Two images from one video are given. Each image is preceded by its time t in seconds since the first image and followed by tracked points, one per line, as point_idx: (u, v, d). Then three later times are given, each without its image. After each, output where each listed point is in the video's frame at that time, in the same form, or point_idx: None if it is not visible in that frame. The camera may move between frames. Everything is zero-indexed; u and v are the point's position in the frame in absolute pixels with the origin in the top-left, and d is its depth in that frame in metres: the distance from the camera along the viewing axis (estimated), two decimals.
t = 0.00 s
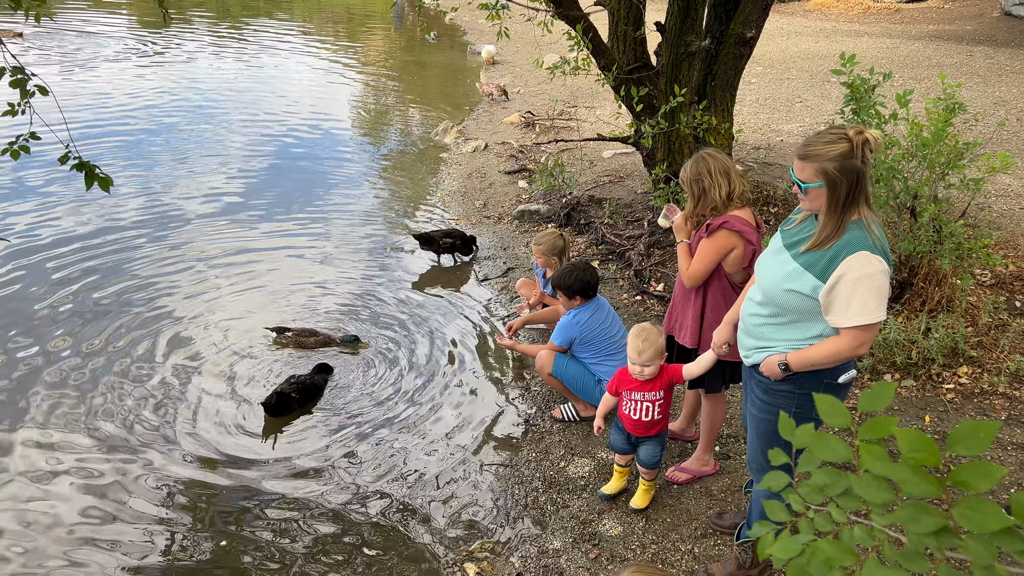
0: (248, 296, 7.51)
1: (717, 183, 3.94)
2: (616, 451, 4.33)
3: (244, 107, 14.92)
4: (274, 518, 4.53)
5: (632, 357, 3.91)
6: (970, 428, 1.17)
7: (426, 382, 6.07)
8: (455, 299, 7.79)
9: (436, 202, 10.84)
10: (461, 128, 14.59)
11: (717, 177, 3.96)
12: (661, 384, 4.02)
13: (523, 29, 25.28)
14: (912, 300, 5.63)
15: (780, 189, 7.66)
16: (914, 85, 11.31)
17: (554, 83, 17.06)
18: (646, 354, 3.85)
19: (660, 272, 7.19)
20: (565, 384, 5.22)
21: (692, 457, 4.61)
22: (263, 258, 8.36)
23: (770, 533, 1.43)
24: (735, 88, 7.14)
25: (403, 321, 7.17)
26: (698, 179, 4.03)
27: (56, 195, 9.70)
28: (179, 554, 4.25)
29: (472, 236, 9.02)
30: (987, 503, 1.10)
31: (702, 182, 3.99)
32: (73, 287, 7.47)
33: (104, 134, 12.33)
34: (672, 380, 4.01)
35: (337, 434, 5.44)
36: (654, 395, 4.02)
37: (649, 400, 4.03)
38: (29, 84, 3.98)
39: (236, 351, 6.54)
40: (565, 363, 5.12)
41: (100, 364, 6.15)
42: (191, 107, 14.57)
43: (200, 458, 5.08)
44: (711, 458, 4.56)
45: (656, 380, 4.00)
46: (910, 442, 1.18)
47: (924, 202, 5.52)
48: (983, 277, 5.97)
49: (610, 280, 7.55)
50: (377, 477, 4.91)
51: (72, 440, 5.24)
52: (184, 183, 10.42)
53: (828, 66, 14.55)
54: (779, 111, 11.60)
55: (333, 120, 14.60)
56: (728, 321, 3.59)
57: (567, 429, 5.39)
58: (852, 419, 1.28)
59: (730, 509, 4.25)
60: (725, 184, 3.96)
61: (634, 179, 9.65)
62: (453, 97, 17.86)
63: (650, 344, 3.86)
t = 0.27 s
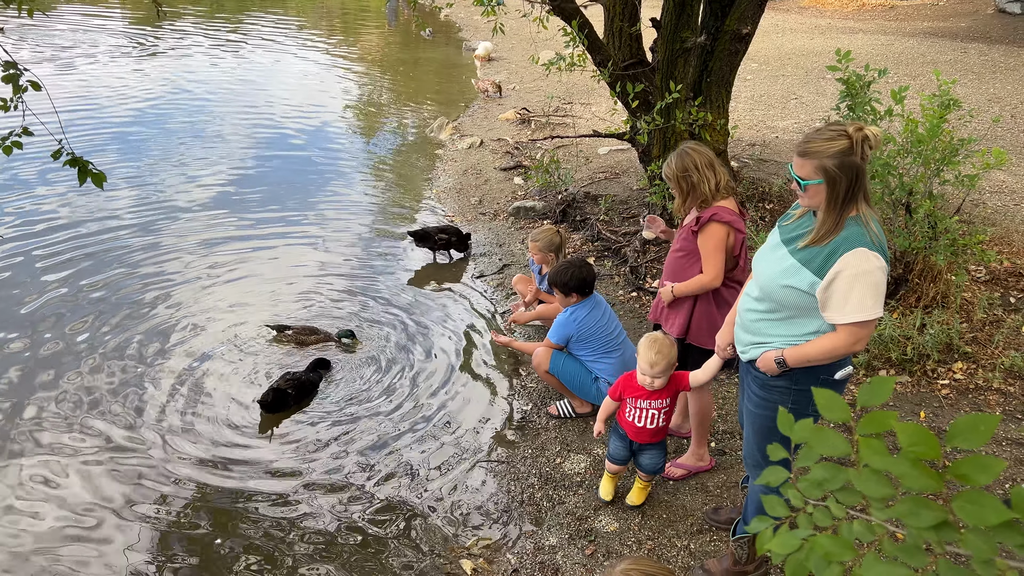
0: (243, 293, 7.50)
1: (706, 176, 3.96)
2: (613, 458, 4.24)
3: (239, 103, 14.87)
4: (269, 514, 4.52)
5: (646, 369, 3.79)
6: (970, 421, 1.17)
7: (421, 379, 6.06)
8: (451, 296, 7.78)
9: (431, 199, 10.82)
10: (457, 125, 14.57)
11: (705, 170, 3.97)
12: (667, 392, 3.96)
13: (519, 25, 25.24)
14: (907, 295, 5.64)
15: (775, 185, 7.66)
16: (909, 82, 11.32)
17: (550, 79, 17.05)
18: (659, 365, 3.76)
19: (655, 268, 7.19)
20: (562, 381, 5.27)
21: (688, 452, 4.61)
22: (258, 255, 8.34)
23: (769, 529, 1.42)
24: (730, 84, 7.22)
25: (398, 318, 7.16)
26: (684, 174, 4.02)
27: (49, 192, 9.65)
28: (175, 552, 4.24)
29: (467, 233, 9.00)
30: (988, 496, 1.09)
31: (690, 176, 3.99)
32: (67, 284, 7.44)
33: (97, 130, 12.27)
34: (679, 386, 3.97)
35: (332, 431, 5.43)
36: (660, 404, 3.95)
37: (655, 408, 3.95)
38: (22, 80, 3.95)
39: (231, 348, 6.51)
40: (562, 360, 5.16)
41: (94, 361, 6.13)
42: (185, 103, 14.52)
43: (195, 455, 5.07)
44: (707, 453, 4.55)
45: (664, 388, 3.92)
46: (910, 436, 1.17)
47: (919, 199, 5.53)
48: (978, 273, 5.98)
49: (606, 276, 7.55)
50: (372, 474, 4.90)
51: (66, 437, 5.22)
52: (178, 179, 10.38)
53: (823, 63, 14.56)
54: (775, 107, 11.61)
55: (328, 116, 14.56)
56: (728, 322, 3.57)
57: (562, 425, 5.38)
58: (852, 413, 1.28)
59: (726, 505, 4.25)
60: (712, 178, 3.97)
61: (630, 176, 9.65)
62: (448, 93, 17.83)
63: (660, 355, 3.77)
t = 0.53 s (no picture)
0: (242, 287, 7.49)
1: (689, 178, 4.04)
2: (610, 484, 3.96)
3: (238, 96, 14.84)
4: (269, 508, 4.52)
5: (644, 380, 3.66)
6: (969, 416, 1.16)
7: (421, 373, 6.06)
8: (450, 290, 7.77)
9: (431, 192, 10.81)
10: (456, 118, 14.54)
11: (685, 172, 4.05)
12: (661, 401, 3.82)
13: (518, 18, 25.17)
14: (907, 290, 5.64)
15: (775, 179, 7.65)
16: (909, 76, 11.29)
17: (550, 73, 17.01)
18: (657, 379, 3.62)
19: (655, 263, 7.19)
20: (564, 376, 5.27)
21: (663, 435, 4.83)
22: (257, 248, 8.33)
23: (768, 523, 1.42)
24: (731, 78, 7.15)
25: (397, 312, 7.16)
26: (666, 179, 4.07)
27: (48, 185, 9.64)
28: (174, 545, 4.24)
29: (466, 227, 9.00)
30: (986, 493, 1.09)
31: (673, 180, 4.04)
32: (67, 278, 7.43)
33: (96, 123, 12.25)
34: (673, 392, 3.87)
35: (331, 425, 5.43)
36: (656, 413, 3.79)
37: (652, 417, 3.78)
38: (20, 73, 3.94)
39: (231, 341, 6.51)
40: (563, 356, 5.16)
41: (94, 355, 6.12)
42: (184, 96, 14.48)
43: (194, 449, 5.07)
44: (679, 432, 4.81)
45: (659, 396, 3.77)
46: (908, 431, 1.17)
47: (919, 193, 5.52)
48: (977, 267, 5.98)
49: (605, 271, 7.55)
50: (371, 468, 4.90)
51: (65, 430, 5.22)
52: (178, 172, 10.36)
53: (824, 57, 14.52)
54: (775, 102, 11.59)
55: (328, 109, 14.53)
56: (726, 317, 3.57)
57: (561, 419, 5.38)
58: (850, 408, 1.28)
59: (724, 499, 4.25)
60: (694, 178, 4.06)
61: (630, 170, 9.63)
62: (448, 87, 17.79)
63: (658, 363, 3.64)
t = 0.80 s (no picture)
0: (247, 276, 7.50)
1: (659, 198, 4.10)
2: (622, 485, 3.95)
3: (243, 85, 14.83)
4: (274, 497, 4.54)
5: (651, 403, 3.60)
6: (974, 407, 1.16)
7: (425, 363, 6.08)
8: (455, 280, 7.78)
9: (436, 183, 10.80)
10: (462, 108, 14.52)
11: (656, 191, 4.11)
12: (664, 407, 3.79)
13: (524, 7, 25.07)
14: (912, 282, 5.63)
15: (781, 170, 7.63)
16: (917, 67, 11.23)
17: (556, 63, 16.95)
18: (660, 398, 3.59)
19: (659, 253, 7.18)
20: (570, 368, 5.22)
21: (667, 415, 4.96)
22: (262, 238, 8.35)
23: (773, 513, 1.43)
24: (737, 68, 7.10)
25: (402, 303, 7.17)
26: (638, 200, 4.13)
27: (54, 174, 9.66)
28: (180, 532, 4.27)
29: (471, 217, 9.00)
30: (992, 483, 1.10)
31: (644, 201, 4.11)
32: (73, 267, 7.45)
33: (101, 112, 12.27)
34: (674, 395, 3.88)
35: (336, 414, 5.45)
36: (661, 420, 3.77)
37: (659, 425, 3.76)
38: (26, 62, 3.94)
39: (236, 331, 6.53)
40: (570, 348, 5.10)
41: (100, 344, 6.15)
42: (190, 86, 14.48)
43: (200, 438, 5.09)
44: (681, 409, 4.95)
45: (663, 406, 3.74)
46: (913, 422, 1.17)
47: (925, 184, 5.50)
48: (984, 259, 5.96)
49: (610, 261, 7.55)
50: (376, 457, 4.92)
51: (72, 419, 5.25)
52: (183, 162, 10.37)
53: (831, 48, 14.45)
54: (781, 92, 11.54)
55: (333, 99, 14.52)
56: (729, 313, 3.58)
57: (565, 410, 5.40)
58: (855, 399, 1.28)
59: (728, 490, 4.26)
60: (665, 199, 4.13)
61: (635, 160, 9.62)
62: (453, 77, 17.76)
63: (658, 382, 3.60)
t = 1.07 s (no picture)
0: (257, 262, 7.53)
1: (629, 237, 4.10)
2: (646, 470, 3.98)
3: (253, 72, 14.83)
4: (284, 481, 4.58)
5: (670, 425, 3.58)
6: (985, 394, 1.16)
7: (434, 350, 6.09)
8: (464, 267, 7.79)
9: (444, 170, 10.80)
10: (470, 96, 14.48)
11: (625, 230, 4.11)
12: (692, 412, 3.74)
13: None
14: (923, 271, 5.60)
15: (791, 158, 7.59)
16: (930, 55, 11.13)
17: (565, 50, 16.87)
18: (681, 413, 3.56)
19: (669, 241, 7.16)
20: (574, 356, 5.27)
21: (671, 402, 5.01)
22: (272, 225, 8.37)
23: (781, 499, 1.44)
24: (748, 55, 7.03)
25: (411, 290, 7.18)
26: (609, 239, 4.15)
27: (65, 160, 9.70)
28: (192, 516, 4.31)
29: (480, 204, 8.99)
30: (1001, 469, 1.10)
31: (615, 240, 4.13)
32: (85, 253, 7.50)
33: (112, 98, 12.30)
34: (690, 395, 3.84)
35: (345, 400, 5.48)
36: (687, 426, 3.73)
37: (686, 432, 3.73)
38: (38, 48, 3.95)
39: (246, 317, 6.56)
40: (572, 337, 5.17)
41: (111, 329, 6.19)
42: (199, 72, 14.49)
43: (210, 423, 5.13)
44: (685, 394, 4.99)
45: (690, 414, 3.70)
46: (923, 409, 1.17)
47: (937, 173, 5.47)
48: (995, 249, 5.93)
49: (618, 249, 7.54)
50: (385, 442, 4.95)
51: (84, 403, 5.30)
52: (193, 148, 10.40)
53: (843, 35, 14.32)
54: (792, 80, 11.46)
55: (341, 86, 14.50)
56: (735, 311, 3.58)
57: (573, 397, 5.41)
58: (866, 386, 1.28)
59: (735, 478, 4.27)
60: (632, 234, 4.16)
61: (644, 148, 9.58)
62: (462, 64, 17.70)
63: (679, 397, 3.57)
